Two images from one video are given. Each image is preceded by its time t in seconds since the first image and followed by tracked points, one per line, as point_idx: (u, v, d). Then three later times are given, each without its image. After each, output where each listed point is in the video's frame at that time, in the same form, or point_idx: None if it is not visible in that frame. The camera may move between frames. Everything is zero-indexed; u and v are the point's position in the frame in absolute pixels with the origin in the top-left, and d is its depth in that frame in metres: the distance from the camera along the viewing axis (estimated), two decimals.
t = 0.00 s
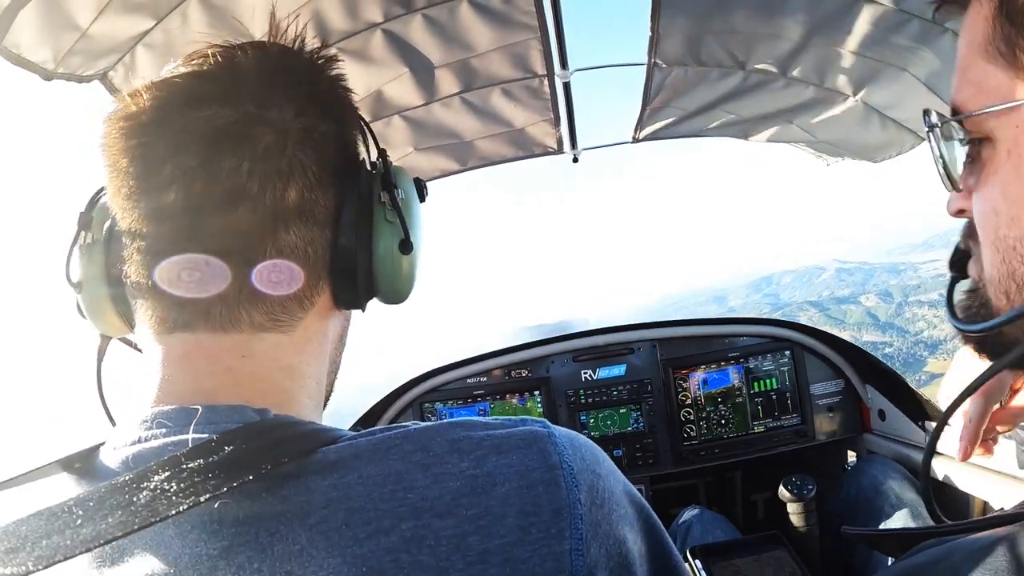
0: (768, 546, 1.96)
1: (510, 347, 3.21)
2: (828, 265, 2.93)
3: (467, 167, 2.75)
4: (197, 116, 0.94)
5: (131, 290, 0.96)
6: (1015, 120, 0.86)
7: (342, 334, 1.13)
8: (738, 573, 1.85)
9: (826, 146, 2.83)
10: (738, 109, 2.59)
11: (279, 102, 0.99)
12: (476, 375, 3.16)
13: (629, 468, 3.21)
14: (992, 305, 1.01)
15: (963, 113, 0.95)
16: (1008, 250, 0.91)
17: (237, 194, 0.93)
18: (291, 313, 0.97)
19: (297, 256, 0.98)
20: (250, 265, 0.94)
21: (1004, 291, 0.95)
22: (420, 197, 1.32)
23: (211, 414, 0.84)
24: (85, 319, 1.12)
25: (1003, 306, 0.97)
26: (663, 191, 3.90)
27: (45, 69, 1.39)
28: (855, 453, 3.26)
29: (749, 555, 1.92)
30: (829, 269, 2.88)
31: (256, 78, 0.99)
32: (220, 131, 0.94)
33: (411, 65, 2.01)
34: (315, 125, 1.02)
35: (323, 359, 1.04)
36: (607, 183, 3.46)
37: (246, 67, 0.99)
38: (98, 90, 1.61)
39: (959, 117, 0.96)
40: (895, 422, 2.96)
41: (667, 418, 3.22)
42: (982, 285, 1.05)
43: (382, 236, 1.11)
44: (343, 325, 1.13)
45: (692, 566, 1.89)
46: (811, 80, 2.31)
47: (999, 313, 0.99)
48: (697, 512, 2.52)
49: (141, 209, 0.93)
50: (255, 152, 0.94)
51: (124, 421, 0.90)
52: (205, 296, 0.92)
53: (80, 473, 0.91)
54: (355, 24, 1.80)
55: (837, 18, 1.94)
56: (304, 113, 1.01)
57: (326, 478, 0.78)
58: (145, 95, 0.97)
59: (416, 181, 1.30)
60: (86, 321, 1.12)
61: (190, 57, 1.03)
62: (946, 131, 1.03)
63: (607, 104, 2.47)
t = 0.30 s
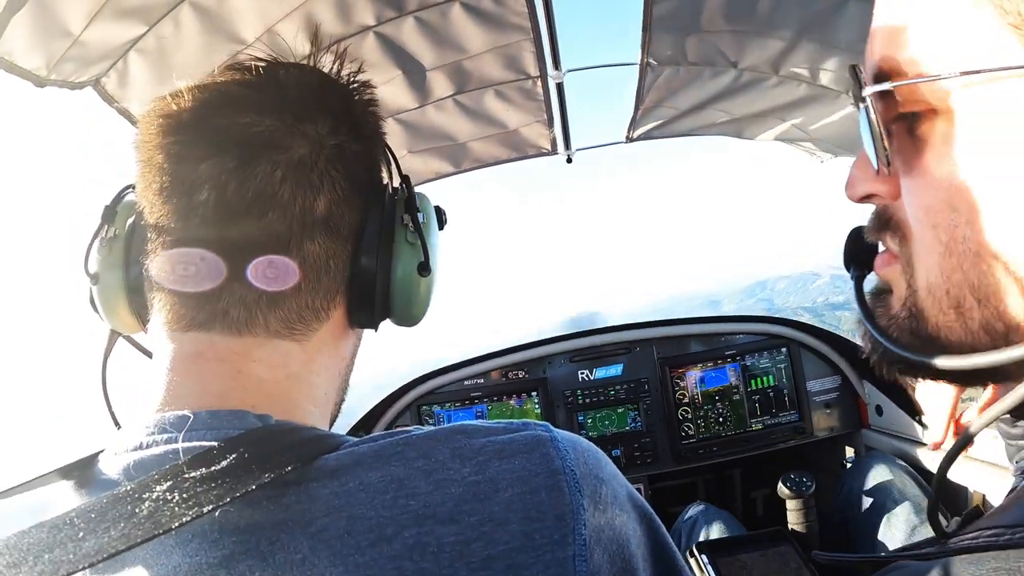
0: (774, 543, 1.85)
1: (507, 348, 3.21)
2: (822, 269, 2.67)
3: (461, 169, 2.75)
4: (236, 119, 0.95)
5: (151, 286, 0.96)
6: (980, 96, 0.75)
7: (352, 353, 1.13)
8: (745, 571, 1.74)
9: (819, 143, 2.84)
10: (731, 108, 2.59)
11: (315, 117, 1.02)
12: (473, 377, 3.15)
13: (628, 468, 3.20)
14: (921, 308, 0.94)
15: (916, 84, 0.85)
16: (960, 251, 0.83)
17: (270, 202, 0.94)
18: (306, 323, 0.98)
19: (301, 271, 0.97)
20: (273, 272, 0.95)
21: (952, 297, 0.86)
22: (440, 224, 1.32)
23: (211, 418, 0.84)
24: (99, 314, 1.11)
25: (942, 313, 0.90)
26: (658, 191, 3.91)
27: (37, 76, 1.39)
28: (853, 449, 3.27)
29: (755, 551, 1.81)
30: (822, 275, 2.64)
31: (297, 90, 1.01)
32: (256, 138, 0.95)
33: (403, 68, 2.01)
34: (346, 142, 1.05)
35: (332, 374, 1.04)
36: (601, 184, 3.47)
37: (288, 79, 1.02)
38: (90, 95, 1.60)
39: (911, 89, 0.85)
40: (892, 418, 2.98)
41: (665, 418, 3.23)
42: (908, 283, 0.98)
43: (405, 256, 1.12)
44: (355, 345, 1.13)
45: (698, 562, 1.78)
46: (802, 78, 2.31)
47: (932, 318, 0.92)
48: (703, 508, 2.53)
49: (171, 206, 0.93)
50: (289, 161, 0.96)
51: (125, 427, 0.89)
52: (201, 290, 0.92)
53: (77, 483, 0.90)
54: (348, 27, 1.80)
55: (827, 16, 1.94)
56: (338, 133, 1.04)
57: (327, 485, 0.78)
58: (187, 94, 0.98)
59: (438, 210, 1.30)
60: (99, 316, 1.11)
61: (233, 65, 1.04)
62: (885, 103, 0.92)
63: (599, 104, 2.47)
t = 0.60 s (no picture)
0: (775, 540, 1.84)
1: (504, 351, 3.21)
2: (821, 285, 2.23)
3: (457, 172, 2.75)
4: (219, 124, 0.95)
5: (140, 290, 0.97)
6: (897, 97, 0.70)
7: (347, 353, 1.12)
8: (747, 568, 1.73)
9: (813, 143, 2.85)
10: (726, 108, 2.60)
11: (301, 117, 1.02)
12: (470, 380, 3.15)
13: (626, 469, 3.21)
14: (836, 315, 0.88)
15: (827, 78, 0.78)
16: (875, 259, 0.77)
17: (258, 205, 0.94)
18: (299, 326, 0.98)
19: (297, 269, 0.98)
20: (265, 276, 0.96)
21: (868, 305, 0.81)
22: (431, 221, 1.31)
23: (206, 424, 0.84)
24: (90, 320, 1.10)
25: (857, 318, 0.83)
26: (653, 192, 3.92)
27: (32, 83, 1.38)
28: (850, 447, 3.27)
29: (758, 550, 1.81)
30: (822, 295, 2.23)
31: (281, 91, 1.01)
32: (242, 141, 0.96)
33: (398, 71, 2.01)
34: (334, 142, 1.05)
35: (327, 377, 1.04)
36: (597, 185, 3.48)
37: (271, 80, 1.02)
38: (85, 101, 1.60)
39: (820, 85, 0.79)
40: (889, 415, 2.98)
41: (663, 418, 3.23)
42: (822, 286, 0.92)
43: (396, 255, 1.10)
44: (348, 346, 1.13)
45: (700, 560, 1.76)
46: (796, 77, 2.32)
47: (847, 325, 0.86)
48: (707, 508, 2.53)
49: (158, 213, 0.94)
50: (275, 164, 0.96)
51: (121, 432, 0.89)
52: (200, 284, 0.93)
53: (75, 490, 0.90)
54: (343, 31, 1.80)
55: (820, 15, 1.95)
56: (326, 131, 1.04)
57: (323, 490, 0.78)
58: (171, 96, 0.98)
59: (427, 205, 1.29)
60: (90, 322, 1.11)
61: (217, 62, 1.04)
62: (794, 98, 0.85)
63: (594, 106, 2.48)
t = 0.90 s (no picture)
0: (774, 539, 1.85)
1: (502, 351, 3.22)
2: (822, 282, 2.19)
3: (453, 173, 2.75)
4: (195, 132, 0.96)
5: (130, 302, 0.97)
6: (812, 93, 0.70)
7: (348, 351, 1.12)
8: (746, 566, 1.73)
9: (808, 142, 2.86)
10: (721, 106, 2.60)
11: (280, 116, 1.01)
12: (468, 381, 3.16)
13: (624, 468, 3.21)
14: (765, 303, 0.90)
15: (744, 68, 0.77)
16: (798, 250, 0.79)
17: (238, 208, 0.95)
18: (287, 330, 0.98)
19: (297, 253, 1.00)
20: (252, 280, 0.97)
21: (792, 295, 0.83)
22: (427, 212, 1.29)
23: (202, 428, 0.84)
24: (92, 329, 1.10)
25: (781, 306, 0.86)
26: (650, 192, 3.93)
27: (26, 87, 1.38)
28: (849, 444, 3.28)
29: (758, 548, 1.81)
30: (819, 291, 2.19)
31: (258, 92, 1.01)
32: (220, 145, 0.96)
33: (394, 72, 2.01)
34: (316, 138, 1.04)
35: (324, 377, 1.04)
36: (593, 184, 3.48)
37: (247, 81, 1.01)
38: (82, 106, 1.60)
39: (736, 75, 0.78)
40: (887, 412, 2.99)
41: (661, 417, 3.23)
42: (751, 274, 0.94)
43: (386, 252, 1.04)
44: (349, 344, 1.13)
45: (700, 560, 1.76)
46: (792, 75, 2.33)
47: (774, 313, 0.88)
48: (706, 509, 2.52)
49: (143, 222, 0.95)
50: (254, 168, 0.97)
51: (119, 438, 0.89)
52: (202, 275, 0.95)
53: (76, 495, 0.91)
54: (337, 33, 1.80)
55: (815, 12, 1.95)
56: (310, 128, 1.03)
57: (322, 491, 0.78)
58: (149, 103, 0.98)
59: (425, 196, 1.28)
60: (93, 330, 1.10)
61: (197, 62, 1.05)
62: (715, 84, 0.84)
63: (590, 106, 2.49)
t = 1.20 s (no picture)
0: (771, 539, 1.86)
1: (500, 350, 3.22)
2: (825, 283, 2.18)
3: (450, 173, 2.75)
4: (203, 131, 0.96)
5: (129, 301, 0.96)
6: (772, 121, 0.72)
7: (347, 351, 1.12)
8: (743, 566, 1.73)
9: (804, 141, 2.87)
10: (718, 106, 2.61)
11: (289, 118, 1.01)
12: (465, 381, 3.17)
13: (622, 467, 3.22)
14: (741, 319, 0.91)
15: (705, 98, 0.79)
16: (767, 268, 0.80)
17: (246, 209, 0.96)
18: (292, 331, 0.98)
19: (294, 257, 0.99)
20: (258, 280, 0.97)
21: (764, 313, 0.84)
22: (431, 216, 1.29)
23: (200, 429, 0.84)
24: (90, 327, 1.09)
25: (757, 324, 0.87)
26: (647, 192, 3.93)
27: (23, 87, 1.38)
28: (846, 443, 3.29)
29: (754, 548, 1.81)
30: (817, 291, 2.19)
31: (266, 93, 1.01)
32: (230, 147, 0.96)
33: (392, 72, 2.00)
34: (324, 141, 1.04)
35: (326, 377, 1.04)
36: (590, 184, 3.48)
37: (256, 81, 1.01)
38: (78, 106, 1.59)
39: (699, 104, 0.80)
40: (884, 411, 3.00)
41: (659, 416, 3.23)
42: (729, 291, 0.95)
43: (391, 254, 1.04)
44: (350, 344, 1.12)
45: (697, 561, 1.77)
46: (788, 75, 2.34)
47: (750, 329, 0.89)
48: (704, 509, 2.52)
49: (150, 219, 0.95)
50: (262, 170, 0.97)
51: (118, 439, 0.89)
52: (201, 266, 0.94)
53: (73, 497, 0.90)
54: (334, 33, 1.79)
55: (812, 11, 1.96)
56: (319, 131, 1.03)
57: (320, 493, 0.78)
58: (156, 100, 0.98)
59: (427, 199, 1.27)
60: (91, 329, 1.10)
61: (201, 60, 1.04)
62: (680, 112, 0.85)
63: (587, 106, 2.49)
